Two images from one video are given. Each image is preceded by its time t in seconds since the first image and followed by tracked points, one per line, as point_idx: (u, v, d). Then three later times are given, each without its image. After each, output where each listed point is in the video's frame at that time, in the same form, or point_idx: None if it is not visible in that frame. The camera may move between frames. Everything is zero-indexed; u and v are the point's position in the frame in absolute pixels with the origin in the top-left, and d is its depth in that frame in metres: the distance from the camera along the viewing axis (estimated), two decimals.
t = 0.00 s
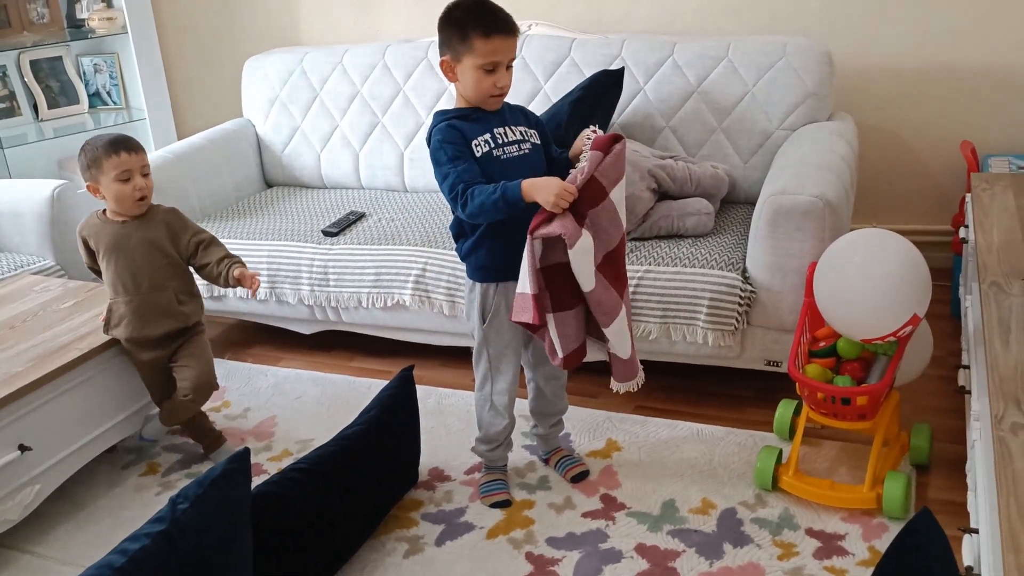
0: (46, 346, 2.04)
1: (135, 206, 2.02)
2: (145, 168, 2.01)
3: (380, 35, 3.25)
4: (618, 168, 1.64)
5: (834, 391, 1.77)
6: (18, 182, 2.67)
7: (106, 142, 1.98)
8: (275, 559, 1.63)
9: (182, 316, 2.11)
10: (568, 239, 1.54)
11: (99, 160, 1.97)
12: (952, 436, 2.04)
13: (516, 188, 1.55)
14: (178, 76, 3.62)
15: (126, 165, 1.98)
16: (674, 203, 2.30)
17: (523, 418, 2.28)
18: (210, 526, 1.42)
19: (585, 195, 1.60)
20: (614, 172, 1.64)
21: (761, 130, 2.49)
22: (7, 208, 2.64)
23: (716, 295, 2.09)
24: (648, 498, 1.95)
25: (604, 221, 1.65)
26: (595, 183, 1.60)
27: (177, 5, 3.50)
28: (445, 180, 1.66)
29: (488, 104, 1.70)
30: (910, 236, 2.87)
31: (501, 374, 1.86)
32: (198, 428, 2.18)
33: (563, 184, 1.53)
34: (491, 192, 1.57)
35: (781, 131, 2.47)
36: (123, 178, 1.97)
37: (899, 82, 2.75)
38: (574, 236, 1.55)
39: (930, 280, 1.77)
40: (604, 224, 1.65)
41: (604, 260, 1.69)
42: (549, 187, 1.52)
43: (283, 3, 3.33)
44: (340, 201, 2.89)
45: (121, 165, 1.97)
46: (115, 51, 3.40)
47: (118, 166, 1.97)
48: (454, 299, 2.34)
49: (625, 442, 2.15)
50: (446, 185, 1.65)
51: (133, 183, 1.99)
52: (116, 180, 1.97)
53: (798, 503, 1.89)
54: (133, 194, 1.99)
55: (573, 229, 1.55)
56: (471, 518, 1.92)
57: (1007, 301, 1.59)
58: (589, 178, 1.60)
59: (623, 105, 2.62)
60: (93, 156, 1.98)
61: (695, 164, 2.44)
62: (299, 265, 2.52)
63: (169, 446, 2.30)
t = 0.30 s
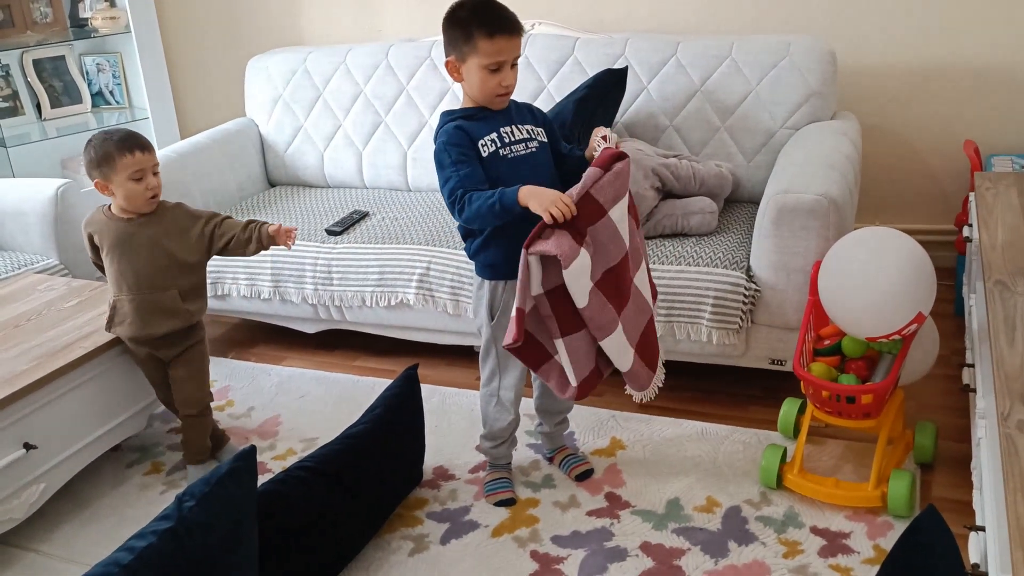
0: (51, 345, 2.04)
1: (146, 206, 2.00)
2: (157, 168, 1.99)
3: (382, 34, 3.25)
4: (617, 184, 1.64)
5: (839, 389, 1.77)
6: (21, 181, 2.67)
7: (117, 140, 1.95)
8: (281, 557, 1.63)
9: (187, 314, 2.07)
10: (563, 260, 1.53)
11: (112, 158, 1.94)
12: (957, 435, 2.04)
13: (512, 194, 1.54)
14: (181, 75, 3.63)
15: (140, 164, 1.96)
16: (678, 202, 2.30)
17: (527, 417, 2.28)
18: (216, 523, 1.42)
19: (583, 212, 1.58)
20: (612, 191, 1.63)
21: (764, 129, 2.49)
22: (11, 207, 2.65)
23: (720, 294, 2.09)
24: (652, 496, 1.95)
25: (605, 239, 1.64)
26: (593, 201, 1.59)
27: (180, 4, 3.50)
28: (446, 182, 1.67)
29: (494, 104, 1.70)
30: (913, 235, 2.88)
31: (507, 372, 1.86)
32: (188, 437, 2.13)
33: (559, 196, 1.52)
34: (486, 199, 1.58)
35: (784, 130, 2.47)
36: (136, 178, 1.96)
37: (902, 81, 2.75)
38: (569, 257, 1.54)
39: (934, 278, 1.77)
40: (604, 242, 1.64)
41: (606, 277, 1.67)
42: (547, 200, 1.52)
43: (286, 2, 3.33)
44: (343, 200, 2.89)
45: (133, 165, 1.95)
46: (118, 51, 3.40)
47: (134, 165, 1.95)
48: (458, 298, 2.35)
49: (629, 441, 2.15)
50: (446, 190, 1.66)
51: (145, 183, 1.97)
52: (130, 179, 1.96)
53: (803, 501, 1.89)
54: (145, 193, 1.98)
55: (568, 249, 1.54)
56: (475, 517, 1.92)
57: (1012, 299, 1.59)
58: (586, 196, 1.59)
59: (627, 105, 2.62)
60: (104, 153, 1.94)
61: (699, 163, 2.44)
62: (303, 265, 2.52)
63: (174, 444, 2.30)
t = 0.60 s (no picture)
0: (57, 345, 2.04)
1: (158, 210, 2.02)
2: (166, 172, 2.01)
3: (387, 37, 3.26)
4: (604, 208, 1.71)
5: (844, 391, 1.77)
6: (27, 183, 2.67)
7: (128, 147, 1.95)
8: (287, 557, 1.63)
9: (217, 302, 2.13)
10: (577, 306, 1.69)
11: (126, 166, 1.94)
12: (961, 438, 2.05)
13: (540, 167, 1.58)
14: (185, 77, 3.64)
15: (154, 170, 1.97)
16: (683, 205, 2.31)
17: (532, 418, 2.28)
18: (225, 524, 1.42)
19: (572, 249, 1.71)
20: (600, 216, 1.71)
21: (768, 132, 2.50)
22: (16, 208, 2.65)
23: (724, 296, 2.10)
24: (657, 498, 1.95)
25: (613, 259, 1.73)
26: (581, 237, 1.70)
27: (184, 7, 3.51)
28: (458, 179, 1.67)
29: (498, 106, 1.71)
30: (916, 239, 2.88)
31: (512, 373, 1.86)
32: (206, 431, 2.15)
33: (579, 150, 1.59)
34: (513, 181, 1.59)
35: (788, 133, 2.48)
36: (152, 183, 1.97)
37: (905, 85, 2.76)
38: (582, 300, 1.69)
39: (938, 280, 1.77)
40: (614, 263, 1.73)
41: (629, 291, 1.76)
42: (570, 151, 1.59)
43: (291, 4, 3.34)
44: (347, 202, 2.90)
45: (148, 171, 1.96)
46: (122, 52, 3.42)
47: (148, 171, 1.96)
48: (463, 300, 2.35)
49: (633, 443, 2.15)
50: (464, 184, 1.65)
51: (159, 188, 1.99)
52: (145, 185, 1.96)
53: (808, 503, 1.90)
54: (160, 197, 1.99)
55: (579, 292, 1.69)
56: (480, 518, 1.93)
57: (1017, 302, 1.60)
58: (569, 233, 1.71)
59: (631, 108, 2.63)
60: (117, 162, 1.94)
61: (703, 166, 2.45)
62: (308, 267, 2.53)
63: (178, 445, 2.31)
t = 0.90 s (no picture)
0: (61, 351, 2.06)
1: (164, 214, 2.04)
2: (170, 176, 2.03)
3: (390, 46, 3.28)
4: (603, 215, 1.74)
5: (843, 401, 1.78)
6: (31, 190, 2.69)
7: (134, 154, 1.96)
8: (289, 563, 1.64)
9: (225, 304, 2.16)
10: (563, 305, 1.70)
11: (133, 172, 1.95)
12: (959, 448, 2.06)
13: (546, 177, 1.59)
14: (189, 85, 3.66)
15: (160, 175, 1.99)
16: (684, 214, 2.32)
17: (532, 426, 2.29)
18: (227, 529, 1.43)
19: (568, 251, 1.73)
20: (599, 223, 1.73)
21: (769, 142, 2.51)
22: (21, 215, 2.67)
23: (725, 305, 2.11)
24: (657, 506, 1.96)
25: (607, 266, 1.74)
26: (578, 240, 1.73)
27: (189, 15, 3.54)
28: (461, 187, 1.68)
29: (500, 116, 1.73)
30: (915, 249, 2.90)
31: (512, 380, 1.87)
32: (217, 433, 2.18)
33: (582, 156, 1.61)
34: (519, 191, 1.60)
35: (789, 144, 2.50)
36: (158, 189, 1.99)
37: (905, 96, 2.77)
38: (569, 301, 1.71)
39: (937, 291, 1.79)
40: (606, 269, 1.75)
41: (621, 298, 1.76)
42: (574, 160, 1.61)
43: (296, 13, 3.36)
44: (350, 210, 2.91)
45: (155, 177, 1.98)
46: (126, 60, 3.46)
47: (154, 176, 1.97)
48: (464, 308, 2.36)
49: (634, 451, 2.16)
50: (468, 191, 1.66)
51: (165, 193, 2.00)
52: (152, 191, 1.98)
53: (807, 512, 1.90)
54: (166, 202, 2.01)
55: (567, 292, 1.71)
56: (481, 525, 1.93)
57: (1016, 313, 1.61)
58: (567, 235, 1.73)
59: (632, 118, 2.65)
60: (123, 168, 1.95)
61: (704, 176, 2.47)
62: (310, 274, 2.54)
63: (180, 451, 2.32)
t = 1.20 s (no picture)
0: (64, 356, 2.06)
1: (165, 220, 2.04)
2: (175, 183, 2.03)
3: (393, 52, 3.29)
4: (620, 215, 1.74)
5: (847, 407, 1.78)
6: (35, 194, 2.69)
7: (138, 157, 1.97)
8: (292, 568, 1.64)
9: (227, 313, 2.15)
10: (566, 285, 1.70)
11: (131, 175, 1.97)
12: (963, 455, 2.05)
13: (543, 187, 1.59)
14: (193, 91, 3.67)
15: (159, 181, 1.99)
16: (687, 220, 2.32)
17: (535, 432, 2.29)
18: (231, 534, 1.43)
19: (581, 240, 1.73)
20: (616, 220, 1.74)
21: (771, 149, 2.52)
22: (25, 219, 2.67)
23: (728, 310, 2.11)
24: (660, 512, 1.96)
25: (616, 263, 1.75)
26: (594, 230, 1.74)
27: (194, 21, 3.55)
28: (461, 187, 1.68)
29: (506, 121, 1.73)
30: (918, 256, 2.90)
31: (516, 386, 1.87)
32: (220, 440, 2.18)
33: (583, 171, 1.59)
34: (514, 195, 1.60)
35: (791, 150, 2.50)
36: (157, 195, 1.99)
37: (907, 103, 2.78)
38: (573, 284, 1.71)
39: (941, 297, 1.79)
40: (616, 266, 1.76)
41: (623, 301, 1.77)
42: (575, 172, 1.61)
43: (299, 19, 3.37)
44: (353, 216, 2.92)
45: (154, 182, 1.98)
46: (131, 66, 3.44)
47: (151, 182, 1.97)
48: (467, 313, 2.37)
49: (637, 457, 2.16)
50: (467, 191, 1.66)
51: (164, 199, 2.00)
52: (149, 197, 1.98)
53: (810, 518, 1.90)
54: (165, 209, 2.01)
55: (574, 275, 1.71)
56: (484, 531, 1.93)
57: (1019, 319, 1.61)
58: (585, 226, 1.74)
59: (635, 125, 2.65)
60: (124, 170, 1.97)
61: (707, 182, 2.47)
62: (313, 280, 2.54)
63: (183, 457, 2.32)
